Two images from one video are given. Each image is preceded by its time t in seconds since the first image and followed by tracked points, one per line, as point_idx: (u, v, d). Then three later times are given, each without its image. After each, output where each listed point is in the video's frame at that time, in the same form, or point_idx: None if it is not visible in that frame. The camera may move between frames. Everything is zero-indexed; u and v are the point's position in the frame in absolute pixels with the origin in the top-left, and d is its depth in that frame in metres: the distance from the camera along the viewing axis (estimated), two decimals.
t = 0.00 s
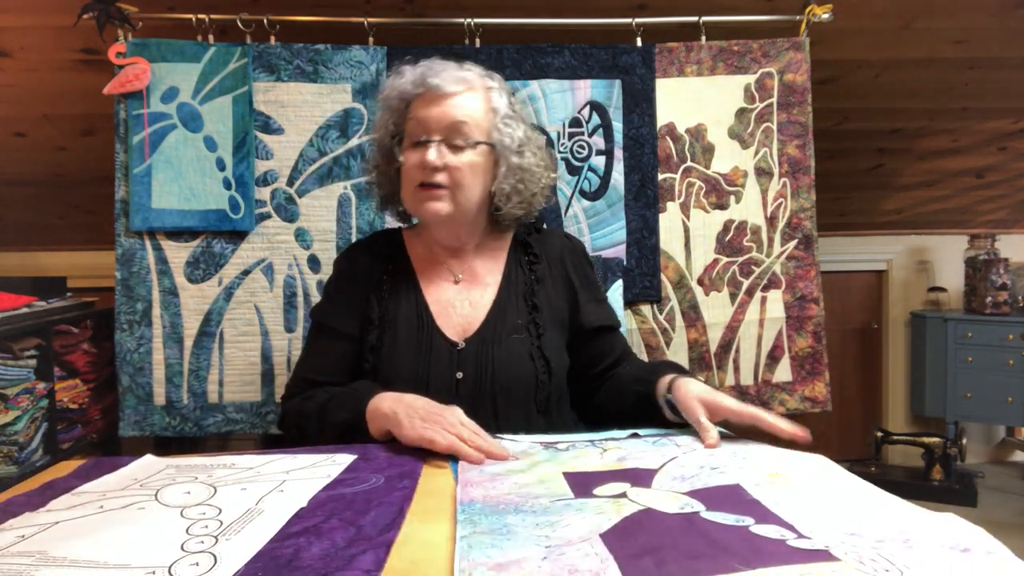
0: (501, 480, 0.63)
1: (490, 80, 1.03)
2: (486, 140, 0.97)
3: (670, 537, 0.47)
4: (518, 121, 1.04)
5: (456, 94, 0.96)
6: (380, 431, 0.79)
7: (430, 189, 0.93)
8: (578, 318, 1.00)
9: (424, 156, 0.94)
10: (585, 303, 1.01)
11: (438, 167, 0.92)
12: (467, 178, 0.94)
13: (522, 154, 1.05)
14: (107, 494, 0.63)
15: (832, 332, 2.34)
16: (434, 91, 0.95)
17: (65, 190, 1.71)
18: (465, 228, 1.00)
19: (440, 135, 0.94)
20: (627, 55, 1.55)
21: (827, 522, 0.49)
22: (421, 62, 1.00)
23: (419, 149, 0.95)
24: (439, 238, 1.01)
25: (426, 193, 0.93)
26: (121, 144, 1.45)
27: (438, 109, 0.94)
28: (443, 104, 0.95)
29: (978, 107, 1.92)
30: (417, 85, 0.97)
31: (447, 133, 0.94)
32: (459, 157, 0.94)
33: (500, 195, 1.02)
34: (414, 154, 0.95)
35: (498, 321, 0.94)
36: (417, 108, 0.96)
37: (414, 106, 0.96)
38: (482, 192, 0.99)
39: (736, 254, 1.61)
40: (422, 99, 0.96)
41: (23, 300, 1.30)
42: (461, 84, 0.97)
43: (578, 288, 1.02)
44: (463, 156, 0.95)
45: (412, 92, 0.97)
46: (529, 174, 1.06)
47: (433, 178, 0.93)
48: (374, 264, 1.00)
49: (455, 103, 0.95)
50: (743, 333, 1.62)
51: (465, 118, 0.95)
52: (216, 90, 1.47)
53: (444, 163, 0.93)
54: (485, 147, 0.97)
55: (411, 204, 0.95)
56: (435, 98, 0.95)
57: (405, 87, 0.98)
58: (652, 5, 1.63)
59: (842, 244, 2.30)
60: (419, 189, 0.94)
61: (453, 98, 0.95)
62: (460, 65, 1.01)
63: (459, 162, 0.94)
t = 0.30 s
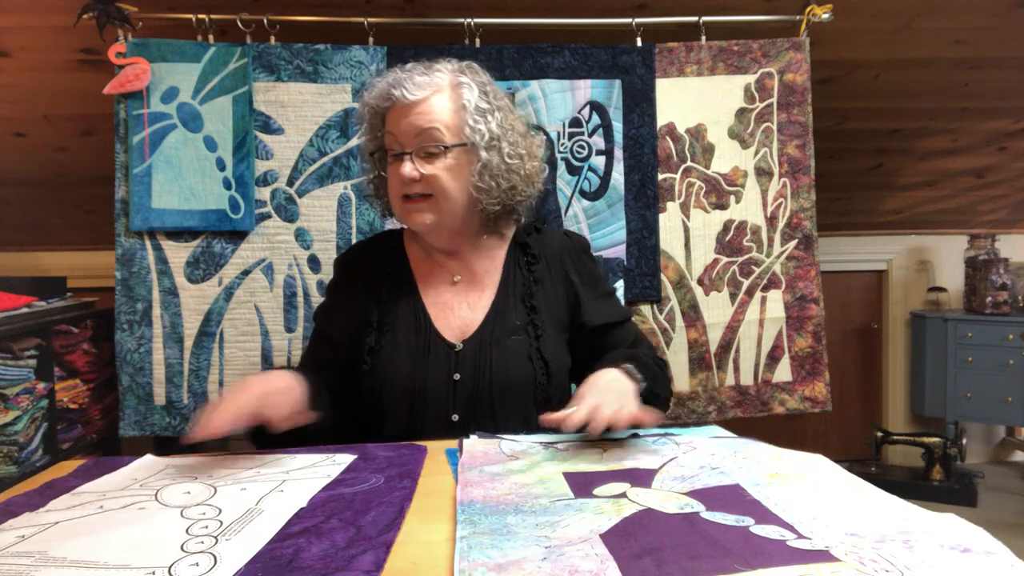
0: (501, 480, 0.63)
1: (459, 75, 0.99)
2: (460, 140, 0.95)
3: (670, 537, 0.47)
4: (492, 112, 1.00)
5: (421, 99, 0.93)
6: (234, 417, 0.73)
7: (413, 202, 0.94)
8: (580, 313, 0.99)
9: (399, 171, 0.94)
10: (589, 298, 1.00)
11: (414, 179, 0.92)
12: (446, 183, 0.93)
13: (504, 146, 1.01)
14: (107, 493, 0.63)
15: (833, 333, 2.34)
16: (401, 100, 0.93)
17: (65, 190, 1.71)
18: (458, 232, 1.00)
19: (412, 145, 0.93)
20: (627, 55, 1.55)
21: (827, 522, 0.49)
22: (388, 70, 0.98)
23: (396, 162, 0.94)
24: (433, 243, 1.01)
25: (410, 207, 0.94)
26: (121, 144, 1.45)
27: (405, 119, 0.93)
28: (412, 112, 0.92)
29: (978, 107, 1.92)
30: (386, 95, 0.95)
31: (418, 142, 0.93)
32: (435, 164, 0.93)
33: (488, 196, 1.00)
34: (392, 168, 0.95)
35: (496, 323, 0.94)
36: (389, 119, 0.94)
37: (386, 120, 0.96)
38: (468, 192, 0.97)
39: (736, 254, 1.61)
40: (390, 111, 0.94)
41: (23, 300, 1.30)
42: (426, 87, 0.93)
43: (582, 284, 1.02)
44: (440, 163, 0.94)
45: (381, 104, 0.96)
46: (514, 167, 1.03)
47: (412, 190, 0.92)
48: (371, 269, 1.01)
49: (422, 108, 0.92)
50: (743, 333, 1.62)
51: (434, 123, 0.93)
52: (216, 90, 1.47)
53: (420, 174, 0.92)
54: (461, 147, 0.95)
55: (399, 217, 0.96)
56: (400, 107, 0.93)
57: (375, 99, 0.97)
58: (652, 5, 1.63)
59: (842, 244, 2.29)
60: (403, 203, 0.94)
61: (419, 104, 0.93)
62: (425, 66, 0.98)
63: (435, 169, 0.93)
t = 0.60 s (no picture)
0: (501, 480, 0.63)
1: (447, 77, 0.97)
2: (450, 145, 0.93)
3: (670, 537, 0.47)
4: (482, 113, 0.98)
5: (409, 105, 0.91)
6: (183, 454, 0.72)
7: (406, 208, 0.93)
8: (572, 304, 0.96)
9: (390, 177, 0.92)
10: (582, 291, 0.97)
11: (404, 185, 0.90)
12: (436, 189, 0.92)
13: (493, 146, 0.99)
14: (107, 494, 0.63)
15: (833, 333, 2.34)
16: (388, 106, 0.91)
17: (65, 190, 1.71)
18: (449, 236, 0.99)
19: (401, 150, 0.92)
20: (627, 55, 1.55)
21: (827, 522, 0.49)
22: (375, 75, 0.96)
23: (387, 169, 0.93)
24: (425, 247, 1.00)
25: (402, 213, 0.93)
26: (121, 144, 1.45)
27: (394, 125, 0.91)
28: (400, 118, 0.91)
29: (978, 107, 1.92)
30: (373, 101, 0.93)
31: (408, 148, 0.91)
32: (424, 170, 0.91)
33: (478, 201, 0.98)
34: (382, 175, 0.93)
35: (488, 325, 0.94)
36: (377, 126, 0.93)
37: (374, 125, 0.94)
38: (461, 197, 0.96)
39: (736, 254, 1.61)
40: (378, 117, 0.93)
41: (23, 300, 1.30)
42: (413, 92, 0.91)
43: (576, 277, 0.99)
44: (430, 169, 0.92)
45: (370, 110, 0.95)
46: (504, 169, 1.01)
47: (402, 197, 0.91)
48: (370, 270, 1.03)
49: (411, 113, 0.91)
50: (743, 333, 1.62)
51: (425, 129, 0.91)
52: (216, 90, 1.47)
53: (410, 181, 0.91)
54: (450, 152, 0.93)
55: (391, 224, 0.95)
56: (388, 113, 0.91)
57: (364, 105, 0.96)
58: (652, 5, 1.63)
59: (842, 244, 2.30)
60: (394, 210, 0.93)
61: (408, 108, 0.91)
62: (412, 69, 0.96)
63: (425, 176, 0.91)
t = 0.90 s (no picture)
0: (499, 480, 0.63)
1: (443, 71, 1.02)
2: (462, 127, 0.97)
3: (669, 537, 0.47)
4: (480, 102, 1.04)
5: (421, 89, 0.95)
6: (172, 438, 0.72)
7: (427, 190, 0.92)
8: (547, 291, 0.90)
9: (410, 158, 0.92)
10: (558, 274, 0.90)
11: (429, 164, 0.91)
12: (459, 164, 0.93)
13: (492, 133, 1.05)
14: (113, 492, 0.63)
15: (833, 333, 2.34)
16: (399, 93, 0.93)
17: (65, 191, 1.71)
18: (461, 220, 0.99)
19: (420, 131, 0.93)
20: (627, 55, 1.55)
21: (826, 522, 0.49)
22: (375, 68, 0.98)
23: (404, 152, 0.93)
24: (433, 236, 0.99)
25: (426, 194, 0.91)
26: (121, 144, 1.45)
27: (410, 108, 0.93)
28: (413, 102, 0.93)
29: (978, 107, 1.92)
30: (377, 92, 0.95)
31: (426, 129, 0.93)
32: (445, 149, 0.93)
33: (484, 176, 1.04)
34: (398, 158, 0.93)
35: (477, 326, 0.92)
36: (388, 113, 0.94)
37: (382, 113, 0.94)
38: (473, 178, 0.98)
39: (736, 254, 1.61)
40: (388, 103, 0.94)
41: (23, 300, 1.30)
42: (423, 79, 0.95)
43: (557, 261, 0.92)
44: (450, 147, 0.93)
45: (376, 100, 0.95)
46: (501, 154, 1.07)
47: (426, 177, 0.91)
48: (368, 270, 1.03)
49: (424, 97, 0.94)
50: (743, 333, 1.62)
51: (439, 111, 0.94)
52: (216, 90, 1.47)
53: (434, 159, 0.91)
54: (463, 133, 0.97)
55: (410, 209, 0.93)
56: (401, 98, 0.93)
57: (367, 96, 0.97)
58: (652, 5, 1.63)
59: (842, 244, 2.30)
60: (414, 192, 0.92)
61: (420, 93, 0.94)
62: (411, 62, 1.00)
63: (447, 154, 0.93)
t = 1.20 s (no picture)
0: (498, 481, 0.63)
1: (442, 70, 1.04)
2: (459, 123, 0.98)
3: (669, 537, 0.47)
4: (478, 101, 1.05)
5: (418, 85, 0.96)
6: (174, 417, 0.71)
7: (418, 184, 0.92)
8: (526, 294, 0.87)
9: (404, 150, 0.93)
10: (536, 276, 0.86)
11: (421, 156, 0.92)
12: (452, 159, 0.94)
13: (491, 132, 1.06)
14: (121, 484, 0.62)
15: (833, 333, 2.34)
16: (396, 87, 0.95)
17: (66, 191, 1.71)
18: (457, 219, 0.99)
19: (414, 125, 0.94)
20: (627, 55, 1.55)
21: (826, 522, 0.49)
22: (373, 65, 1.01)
23: (398, 146, 0.95)
24: (427, 233, 0.98)
25: (417, 188, 0.92)
26: (121, 144, 1.45)
27: (405, 102, 0.95)
28: (409, 97, 0.95)
29: (979, 107, 1.92)
30: (375, 86, 0.97)
31: (421, 123, 0.95)
32: (438, 143, 0.94)
33: (479, 174, 1.02)
34: (393, 152, 0.94)
35: (466, 330, 0.90)
36: (384, 108, 0.96)
37: (378, 106, 0.96)
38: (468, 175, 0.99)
39: (736, 254, 1.60)
40: (384, 97, 0.96)
41: (23, 300, 1.31)
42: (420, 76, 0.97)
43: (537, 262, 0.88)
44: (443, 141, 0.95)
45: (373, 93, 0.97)
46: (500, 153, 1.07)
47: (418, 170, 0.92)
48: (362, 268, 1.03)
49: (420, 92, 0.96)
50: (743, 333, 1.62)
51: (434, 106, 0.95)
52: (216, 90, 1.47)
53: (428, 153, 0.93)
54: (461, 130, 0.98)
55: (401, 203, 0.93)
56: (396, 92, 0.95)
57: (364, 91, 0.99)
58: (652, 5, 1.63)
59: (842, 244, 2.30)
60: (406, 184, 0.92)
61: (416, 89, 0.96)
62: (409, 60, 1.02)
63: (441, 148, 0.94)
